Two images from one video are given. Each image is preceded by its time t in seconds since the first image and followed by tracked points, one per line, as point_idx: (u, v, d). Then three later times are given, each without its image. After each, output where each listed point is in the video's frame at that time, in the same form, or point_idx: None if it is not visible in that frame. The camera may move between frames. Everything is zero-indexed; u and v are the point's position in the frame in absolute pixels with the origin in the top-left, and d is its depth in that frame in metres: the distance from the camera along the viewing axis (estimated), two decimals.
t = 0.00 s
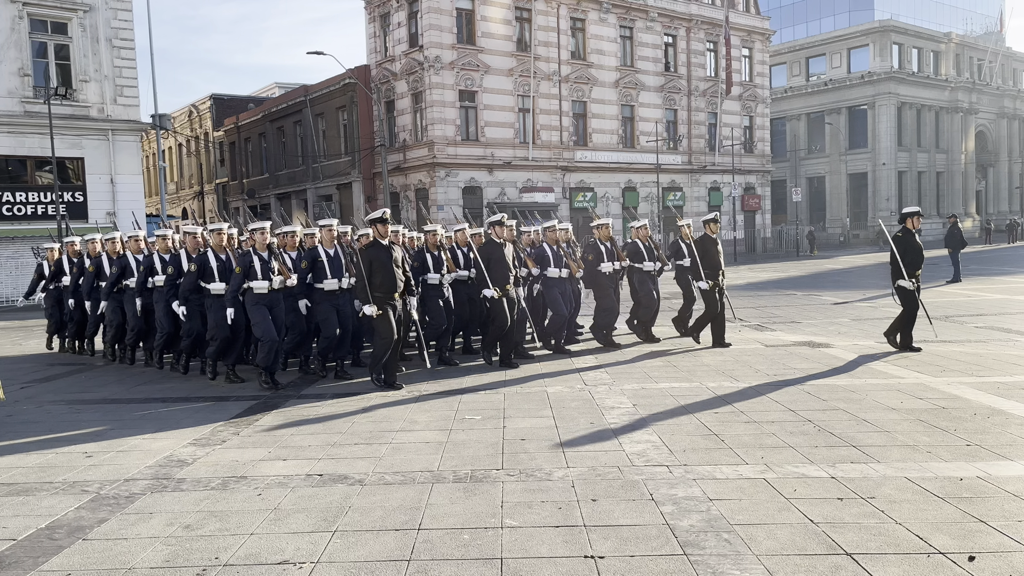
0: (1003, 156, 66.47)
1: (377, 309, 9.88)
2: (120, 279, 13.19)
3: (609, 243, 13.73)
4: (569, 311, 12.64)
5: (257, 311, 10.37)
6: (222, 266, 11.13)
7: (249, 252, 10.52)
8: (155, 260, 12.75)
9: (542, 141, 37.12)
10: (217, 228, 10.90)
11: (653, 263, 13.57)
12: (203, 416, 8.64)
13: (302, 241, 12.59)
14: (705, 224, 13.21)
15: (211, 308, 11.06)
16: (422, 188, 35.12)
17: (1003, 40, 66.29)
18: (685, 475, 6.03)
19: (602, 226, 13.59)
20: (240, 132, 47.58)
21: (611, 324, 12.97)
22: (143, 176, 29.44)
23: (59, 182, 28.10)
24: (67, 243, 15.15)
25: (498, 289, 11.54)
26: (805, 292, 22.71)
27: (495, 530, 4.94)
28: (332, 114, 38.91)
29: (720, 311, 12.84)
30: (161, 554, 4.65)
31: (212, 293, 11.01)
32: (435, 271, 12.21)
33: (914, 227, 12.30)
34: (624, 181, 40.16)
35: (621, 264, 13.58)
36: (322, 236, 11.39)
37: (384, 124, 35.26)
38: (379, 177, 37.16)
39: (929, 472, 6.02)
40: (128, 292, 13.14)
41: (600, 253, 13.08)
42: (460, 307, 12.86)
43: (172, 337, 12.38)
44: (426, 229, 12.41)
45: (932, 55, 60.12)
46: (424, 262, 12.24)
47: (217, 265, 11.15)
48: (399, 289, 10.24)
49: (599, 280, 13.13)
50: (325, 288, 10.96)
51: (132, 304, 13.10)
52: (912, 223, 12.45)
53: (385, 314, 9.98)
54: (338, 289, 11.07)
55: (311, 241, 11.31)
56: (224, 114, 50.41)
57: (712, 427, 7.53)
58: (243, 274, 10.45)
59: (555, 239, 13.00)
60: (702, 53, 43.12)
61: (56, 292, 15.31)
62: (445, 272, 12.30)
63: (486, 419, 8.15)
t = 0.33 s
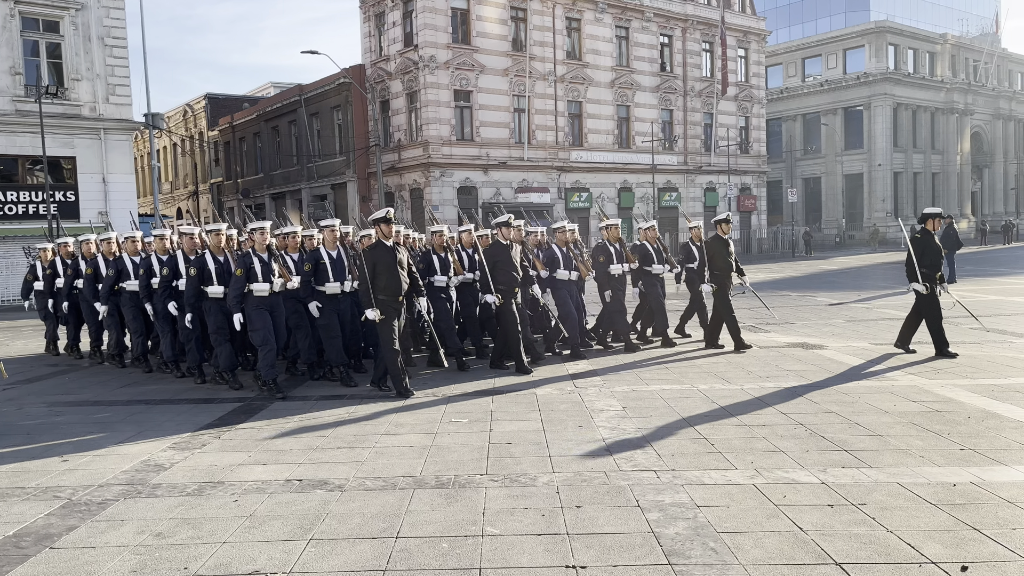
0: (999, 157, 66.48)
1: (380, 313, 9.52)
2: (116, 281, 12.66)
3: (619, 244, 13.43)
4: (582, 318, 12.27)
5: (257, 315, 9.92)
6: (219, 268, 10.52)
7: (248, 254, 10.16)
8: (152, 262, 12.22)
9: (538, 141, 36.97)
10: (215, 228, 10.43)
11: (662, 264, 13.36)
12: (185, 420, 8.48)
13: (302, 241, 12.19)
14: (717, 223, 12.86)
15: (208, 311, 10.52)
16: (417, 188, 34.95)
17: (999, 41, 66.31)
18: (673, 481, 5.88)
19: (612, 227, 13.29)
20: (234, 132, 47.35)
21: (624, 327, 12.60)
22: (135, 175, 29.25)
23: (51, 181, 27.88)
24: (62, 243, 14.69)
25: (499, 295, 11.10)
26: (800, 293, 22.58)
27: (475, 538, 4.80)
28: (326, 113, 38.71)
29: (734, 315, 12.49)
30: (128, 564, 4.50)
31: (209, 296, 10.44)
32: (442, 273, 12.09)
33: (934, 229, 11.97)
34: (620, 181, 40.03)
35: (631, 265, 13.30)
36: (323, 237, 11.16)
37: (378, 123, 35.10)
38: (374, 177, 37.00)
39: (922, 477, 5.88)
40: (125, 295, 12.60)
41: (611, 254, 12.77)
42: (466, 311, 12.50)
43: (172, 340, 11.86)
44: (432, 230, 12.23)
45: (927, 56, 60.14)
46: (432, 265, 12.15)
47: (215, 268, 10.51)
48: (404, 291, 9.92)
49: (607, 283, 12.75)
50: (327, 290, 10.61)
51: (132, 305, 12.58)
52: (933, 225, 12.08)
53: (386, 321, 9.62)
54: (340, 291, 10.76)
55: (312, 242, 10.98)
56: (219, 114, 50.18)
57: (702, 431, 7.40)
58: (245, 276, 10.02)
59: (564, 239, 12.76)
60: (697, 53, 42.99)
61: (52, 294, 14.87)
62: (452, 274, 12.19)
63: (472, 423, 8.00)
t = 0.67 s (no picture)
0: (995, 158, 66.52)
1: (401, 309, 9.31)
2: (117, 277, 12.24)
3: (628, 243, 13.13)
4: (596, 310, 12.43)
5: (257, 317, 9.61)
6: (219, 266, 10.15)
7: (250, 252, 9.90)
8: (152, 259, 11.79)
9: (534, 141, 36.88)
10: (215, 226, 10.09)
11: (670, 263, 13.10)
12: (169, 423, 8.36)
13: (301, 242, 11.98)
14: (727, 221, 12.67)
15: (207, 313, 10.19)
16: (412, 189, 34.82)
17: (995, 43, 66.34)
18: (661, 487, 5.78)
19: (620, 226, 12.99)
20: (230, 132, 47.19)
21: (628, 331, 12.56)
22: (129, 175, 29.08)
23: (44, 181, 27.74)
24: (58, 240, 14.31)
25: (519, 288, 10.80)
26: (795, 295, 22.52)
27: (457, 547, 4.69)
28: (322, 114, 38.60)
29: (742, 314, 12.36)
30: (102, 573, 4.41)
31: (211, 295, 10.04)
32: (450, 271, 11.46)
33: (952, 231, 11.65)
34: (616, 182, 39.94)
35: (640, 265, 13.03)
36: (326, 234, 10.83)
37: (373, 124, 34.98)
38: (369, 178, 36.95)
39: (915, 483, 5.78)
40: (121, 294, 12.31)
41: (620, 253, 12.51)
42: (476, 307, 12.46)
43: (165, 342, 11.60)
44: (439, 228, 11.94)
45: (923, 58, 60.17)
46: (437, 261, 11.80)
47: (215, 266, 10.15)
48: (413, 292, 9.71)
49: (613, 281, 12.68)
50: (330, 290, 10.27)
51: (125, 304, 12.25)
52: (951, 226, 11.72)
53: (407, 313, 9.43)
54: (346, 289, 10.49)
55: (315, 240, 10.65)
56: (214, 114, 50.00)
57: (693, 435, 7.29)
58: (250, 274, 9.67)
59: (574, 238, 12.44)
60: (693, 54, 42.90)
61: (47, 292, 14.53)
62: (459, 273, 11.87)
63: (461, 426, 7.89)
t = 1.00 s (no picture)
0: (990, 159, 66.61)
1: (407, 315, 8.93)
2: (121, 283, 12.09)
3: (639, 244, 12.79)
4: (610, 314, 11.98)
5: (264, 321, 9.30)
6: (225, 269, 9.87)
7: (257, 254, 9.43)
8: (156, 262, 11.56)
9: (529, 142, 36.83)
10: (221, 227, 9.73)
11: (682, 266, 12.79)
12: (153, 427, 8.27)
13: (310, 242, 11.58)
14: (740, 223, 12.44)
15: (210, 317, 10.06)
16: (407, 189, 34.72)
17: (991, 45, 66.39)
18: (647, 492, 5.72)
19: (631, 227, 12.65)
20: (225, 132, 47.05)
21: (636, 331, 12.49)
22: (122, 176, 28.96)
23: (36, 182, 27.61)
24: (59, 244, 14.08)
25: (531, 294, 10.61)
26: (790, 296, 22.47)
27: (437, 554, 4.63)
28: (317, 114, 38.49)
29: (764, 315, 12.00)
30: None
31: (216, 299, 9.80)
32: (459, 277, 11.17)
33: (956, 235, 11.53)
34: (611, 183, 39.89)
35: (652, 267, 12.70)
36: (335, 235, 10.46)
37: (369, 124, 34.88)
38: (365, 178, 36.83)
39: (904, 488, 5.73)
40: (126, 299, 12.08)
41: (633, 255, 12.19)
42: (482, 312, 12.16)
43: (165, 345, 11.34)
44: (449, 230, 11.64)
45: (919, 59, 60.21)
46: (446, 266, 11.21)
47: (221, 269, 9.86)
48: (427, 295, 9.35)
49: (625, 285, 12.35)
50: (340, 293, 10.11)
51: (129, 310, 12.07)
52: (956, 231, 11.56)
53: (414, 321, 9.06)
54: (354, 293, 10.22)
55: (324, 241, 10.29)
56: (210, 115, 49.87)
57: (681, 439, 7.22)
58: (256, 280, 9.26)
59: (587, 240, 12.05)
60: (689, 55, 42.85)
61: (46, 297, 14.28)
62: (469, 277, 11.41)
63: (449, 430, 7.81)
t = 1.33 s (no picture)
0: (986, 161, 66.72)
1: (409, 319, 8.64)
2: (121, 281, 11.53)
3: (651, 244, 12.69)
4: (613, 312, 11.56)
5: (272, 320, 9.05)
6: (232, 268, 9.74)
7: (264, 254, 9.37)
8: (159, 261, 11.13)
9: (525, 143, 36.80)
10: (227, 226, 9.52)
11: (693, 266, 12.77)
12: (143, 427, 8.23)
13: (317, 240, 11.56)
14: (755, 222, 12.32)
15: (219, 315, 9.63)
16: (403, 190, 34.68)
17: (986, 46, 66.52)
18: (635, 493, 5.69)
19: (644, 226, 12.61)
20: (221, 133, 46.97)
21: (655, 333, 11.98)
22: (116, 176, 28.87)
23: (30, 182, 27.53)
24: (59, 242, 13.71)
25: (528, 299, 10.32)
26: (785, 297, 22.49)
27: (422, 555, 4.60)
28: (313, 115, 38.43)
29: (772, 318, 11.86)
30: None
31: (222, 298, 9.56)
32: (469, 275, 11.42)
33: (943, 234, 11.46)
34: (608, 184, 39.86)
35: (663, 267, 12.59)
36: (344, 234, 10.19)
37: (365, 125, 34.84)
38: (361, 179, 36.76)
39: (893, 488, 5.72)
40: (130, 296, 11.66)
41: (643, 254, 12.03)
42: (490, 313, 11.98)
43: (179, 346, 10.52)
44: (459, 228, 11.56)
45: (915, 61, 60.32)
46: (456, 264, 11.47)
47: (228, 268, 9.76)
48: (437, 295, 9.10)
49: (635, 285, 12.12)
50: (349, 291, 9.86)
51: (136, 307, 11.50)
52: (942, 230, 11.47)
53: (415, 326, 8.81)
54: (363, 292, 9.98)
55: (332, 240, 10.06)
56: (206, 115, 49.76)
57: (671, 440, 7.21)
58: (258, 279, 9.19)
59: (598, 239, 11.97)
60: (685, 57, 42.84)
61: (45, 299, 13.92)
62: (480, 275, 11.51)
63: (439, 430, 7.77)
